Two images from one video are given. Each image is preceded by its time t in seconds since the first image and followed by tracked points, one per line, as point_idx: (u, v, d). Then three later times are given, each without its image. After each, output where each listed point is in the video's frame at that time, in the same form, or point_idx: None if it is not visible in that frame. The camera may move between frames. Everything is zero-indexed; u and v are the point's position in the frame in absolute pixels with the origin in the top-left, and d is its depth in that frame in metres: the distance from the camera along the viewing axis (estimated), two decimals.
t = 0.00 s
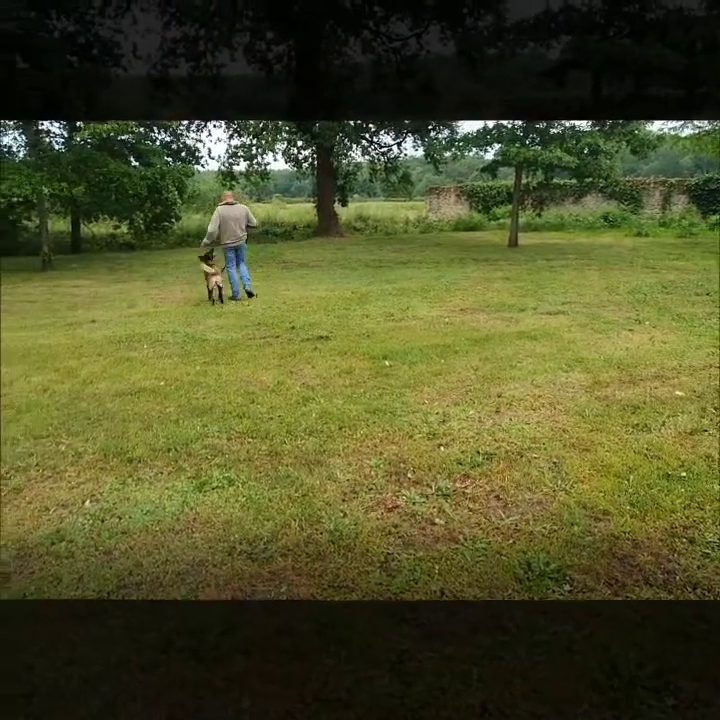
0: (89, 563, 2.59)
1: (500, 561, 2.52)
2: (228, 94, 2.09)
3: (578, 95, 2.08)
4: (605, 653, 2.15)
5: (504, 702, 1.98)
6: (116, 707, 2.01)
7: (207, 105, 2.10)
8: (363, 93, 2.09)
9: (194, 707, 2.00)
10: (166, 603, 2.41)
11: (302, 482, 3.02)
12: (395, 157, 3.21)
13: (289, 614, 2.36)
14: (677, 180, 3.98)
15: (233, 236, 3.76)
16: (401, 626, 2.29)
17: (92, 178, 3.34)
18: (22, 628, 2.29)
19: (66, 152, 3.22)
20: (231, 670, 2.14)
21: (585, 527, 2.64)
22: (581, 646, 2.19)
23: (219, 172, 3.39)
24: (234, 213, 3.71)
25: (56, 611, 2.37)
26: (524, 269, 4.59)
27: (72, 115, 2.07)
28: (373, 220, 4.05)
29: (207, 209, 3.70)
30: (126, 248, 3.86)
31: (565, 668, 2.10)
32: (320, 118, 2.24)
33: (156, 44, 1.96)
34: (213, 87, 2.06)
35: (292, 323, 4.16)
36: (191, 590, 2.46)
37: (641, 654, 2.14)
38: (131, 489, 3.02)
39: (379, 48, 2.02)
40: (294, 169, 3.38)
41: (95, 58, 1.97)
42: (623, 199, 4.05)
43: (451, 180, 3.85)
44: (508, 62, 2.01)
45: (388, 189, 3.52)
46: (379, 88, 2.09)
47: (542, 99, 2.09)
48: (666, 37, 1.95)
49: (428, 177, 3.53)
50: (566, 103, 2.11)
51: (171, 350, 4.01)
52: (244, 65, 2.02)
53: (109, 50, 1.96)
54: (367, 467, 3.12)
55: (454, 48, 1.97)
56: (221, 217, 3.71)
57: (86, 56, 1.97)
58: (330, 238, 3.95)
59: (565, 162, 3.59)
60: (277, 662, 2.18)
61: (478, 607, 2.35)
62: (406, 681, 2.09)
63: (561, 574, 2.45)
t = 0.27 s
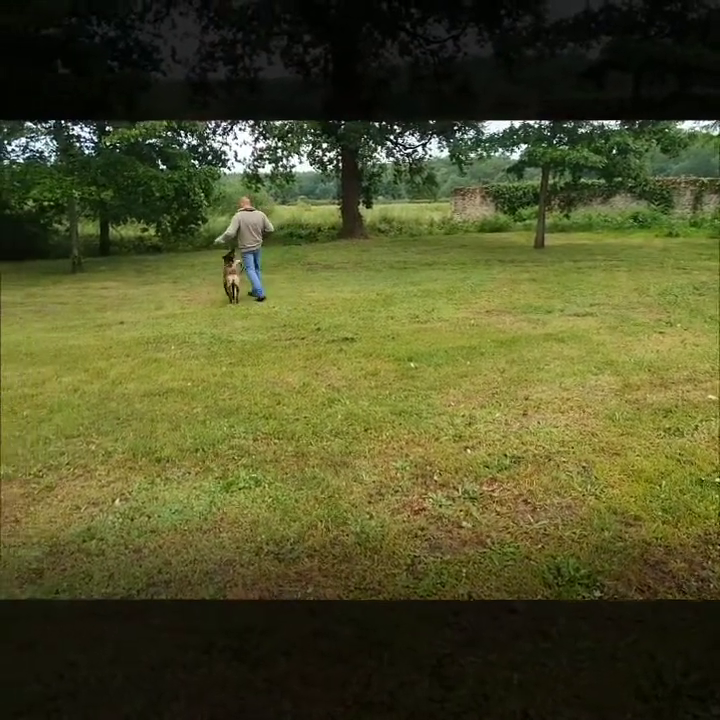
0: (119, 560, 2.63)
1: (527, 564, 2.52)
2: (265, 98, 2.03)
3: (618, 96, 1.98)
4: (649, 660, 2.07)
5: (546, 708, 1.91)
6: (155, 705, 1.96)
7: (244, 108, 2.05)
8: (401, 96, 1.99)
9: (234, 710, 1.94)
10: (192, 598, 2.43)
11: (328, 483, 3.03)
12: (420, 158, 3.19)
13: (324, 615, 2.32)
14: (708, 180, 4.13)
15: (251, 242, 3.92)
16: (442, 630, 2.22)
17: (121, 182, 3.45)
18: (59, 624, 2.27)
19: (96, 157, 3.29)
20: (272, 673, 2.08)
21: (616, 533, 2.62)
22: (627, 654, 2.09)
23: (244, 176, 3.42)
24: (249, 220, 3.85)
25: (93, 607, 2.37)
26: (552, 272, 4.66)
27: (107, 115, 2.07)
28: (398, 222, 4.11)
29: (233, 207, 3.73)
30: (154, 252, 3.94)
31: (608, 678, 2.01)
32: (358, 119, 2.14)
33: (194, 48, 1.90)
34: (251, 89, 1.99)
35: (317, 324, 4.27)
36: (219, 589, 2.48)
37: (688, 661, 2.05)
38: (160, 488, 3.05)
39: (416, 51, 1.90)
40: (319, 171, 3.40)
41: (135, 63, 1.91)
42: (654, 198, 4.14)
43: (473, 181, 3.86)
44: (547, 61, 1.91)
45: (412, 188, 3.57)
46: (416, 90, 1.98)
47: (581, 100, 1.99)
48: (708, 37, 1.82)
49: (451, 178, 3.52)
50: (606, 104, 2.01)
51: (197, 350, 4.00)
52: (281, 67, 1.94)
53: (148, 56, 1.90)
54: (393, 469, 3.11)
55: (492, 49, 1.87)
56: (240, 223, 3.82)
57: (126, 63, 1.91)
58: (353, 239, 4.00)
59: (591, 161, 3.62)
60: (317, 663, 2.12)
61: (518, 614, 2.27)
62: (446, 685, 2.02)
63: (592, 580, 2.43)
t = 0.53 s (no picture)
0: (153, 555, 2.67)
1: (559, 568, 2.53)
2: (309, 97, 2.16)
3: (667, 93, 2.09)
4: (698, 665, 2.04)
5: (592, 711, 1.90)
6: (200, 704, 1.98)
7: (289, 108, 2.19)
8: (445, 95, 2.12)
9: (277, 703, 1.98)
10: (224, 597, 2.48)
11: (358, 483, 3.02)
12: (449, 155, 3.18)
13: (370, 617, 2.35)
14: None
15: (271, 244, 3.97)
16: (489, 632, 2.24)
17: (153, 183, 3.51)
18: (106, 621, 2.35)
19: (129, 157, 3.38)
20: (316, 670, 2.11)
21: (653, 538, 2.61)
22: (677, 658, 2.08)
23: (273, 176, 3.42)
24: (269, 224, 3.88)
25: (132, 609, 2.41)
26: (586, 272, 4.56)
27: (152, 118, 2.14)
28: (426, 221, 4.30)
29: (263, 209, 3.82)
30: (184, 251, 4.01)
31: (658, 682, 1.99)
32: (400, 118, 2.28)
33: (239, 49, 2.02)
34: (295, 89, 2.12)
35: (346, 325, 4.21)
36: (250, 588, 2.51)
37: None
38: (192, 485, 3.09)
39: (461, 49, 2.02)
40: (348, 170, 3.39)
41: (181, 64, 2.04)
42: (691, 195, 4.03)
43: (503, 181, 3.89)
44: (595, 59, 2.01)
45: (441, 189, 3.58)
46: (460, 88, 2.11)
47: (628, 97, 2.11)
48: None
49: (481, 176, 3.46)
50: (654, 101, 2.12)
51: (228, 349, 4.01)
52: (325, 68, 2.07)
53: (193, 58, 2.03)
54: (423, 469, 3.09)
55: (538, 47, 1.98)
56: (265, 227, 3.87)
57: (172, 64, 2.04)
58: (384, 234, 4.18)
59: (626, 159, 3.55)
60: (362, 662, 2.14)
61: (567, 618, 2.29)
62: (491, 688, 2.00)
63: (628, 586, 2.43)
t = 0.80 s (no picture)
0: (180, 552, 2.71)
1: (588, 572, 2.52)
2: (347, 97, 2.20)
3: (709, 90, 2.13)
4: None
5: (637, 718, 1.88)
6: (238, 704, 1.99)
7: (327, 108, 2.22)
8: (483, 94, 2.15)
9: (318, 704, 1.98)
10: (250, 595, 2.50)
11: (383, 483, 3.02)
12: (475, 155, 3.13)
13: (405, 617, 2.35)
14: None
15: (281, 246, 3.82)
16: (525, 633, 2.24)
17: (181, 183, 3.51)
18: (142, 617, 2.39)
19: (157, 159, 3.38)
20: (354, 670, 2.12)
21: (684, 543, 2.62)
22: (718, 665, 2.05)
23: (298, 177, 3.44)
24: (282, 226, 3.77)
25: (166, 606, 2.44)
26: (614, 271, 4.41)
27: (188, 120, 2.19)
28: (451, 221, 4.06)
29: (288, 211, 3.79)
30: (210, 252, 4.01)
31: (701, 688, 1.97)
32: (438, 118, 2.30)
33: (276, 49, 2.08)
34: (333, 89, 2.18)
35: (371, 326, 4.17)
36: (276, 586, 2.53)
37: None
38: (218, 482, 3.13)
39: (499, 48, 2.06)
40: (373, 170, 3.38)
41: (219, 65, 2.09)
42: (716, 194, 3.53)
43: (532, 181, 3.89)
44: (635, 56, 2.06)
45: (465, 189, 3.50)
46: (499, 88, 2.14)
47: (669, 95, 2.14)
48: None
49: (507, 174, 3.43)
50: (696, 98, 2.15)
51: (254, 348, 4.06)
52: (362, 69, 2.12)
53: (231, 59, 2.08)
54: (448, 471, 3.08)
55: (577, 45, 2.04)
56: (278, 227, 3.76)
57: (210, 65, 2.09)
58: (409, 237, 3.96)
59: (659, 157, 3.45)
60: (400, 662, 2.14)
61: (604, 621, 2.27)
62: (530, 691, 2.00)
63: (658, 591, 2.41)
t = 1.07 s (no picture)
0: (202, 549, 2.74)
1: (613, 576, 2.49)
2: (378, 97, 2.26)
3: None
4: None
5: None
6: (268, 703, 2.00)
7: (357, 108, 2.29)
8: (515, 93, 2.17)
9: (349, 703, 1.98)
10: (271, 594, 2.50)
11: (404, 483, 3.01)
12: (497, 153, 3.17)
13: (434, 617, 2.34)
14: None
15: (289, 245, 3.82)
16: (560, 638, 2.22)
17: (203, 185, 3.57)
18: (170, 614, 2.41)
19: (180, 162, 3.43)
20: (384, 669, 2.12)
21: (711, 548, 2.59)
22: None
23: (320, 176, 3.50)
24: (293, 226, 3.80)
25: (193, 605, 2.46)
26: (637, 269, 4.27)
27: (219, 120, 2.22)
28: (473, 221, 4.01)
29: (310, 210, 3.81)
30: (232, 250, 3.89)
31: None
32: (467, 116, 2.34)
33: (309, 48, 2.07)
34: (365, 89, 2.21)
35: (391, 327, 4.04)
36: (297, 584, 2.55)
37: None
38: (240, 480, 3.16)
39: (532, 47, 2.06)
40: (394, 170, 3.37)
41: (251, 66, 2.10)
42: None
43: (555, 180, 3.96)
44: (671, 55, 2.05)
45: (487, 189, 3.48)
46: (531, 88, 2.16)
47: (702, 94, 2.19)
48: None
49: (530, 174, 3.41)
50: None
51: (275, 347, 3.94)
52: (394, 68, 2.12)
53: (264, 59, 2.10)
54: (470, 472, 3.07)
55: (611, 44, 2.02)
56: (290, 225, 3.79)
57: (242, 66, 2.11)
58: (429, 240, 3.97)
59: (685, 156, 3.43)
60: (431, 664, 2.13)
61: (636, 625, 2.24)
62: (564, 695, 1.97)
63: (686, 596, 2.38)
